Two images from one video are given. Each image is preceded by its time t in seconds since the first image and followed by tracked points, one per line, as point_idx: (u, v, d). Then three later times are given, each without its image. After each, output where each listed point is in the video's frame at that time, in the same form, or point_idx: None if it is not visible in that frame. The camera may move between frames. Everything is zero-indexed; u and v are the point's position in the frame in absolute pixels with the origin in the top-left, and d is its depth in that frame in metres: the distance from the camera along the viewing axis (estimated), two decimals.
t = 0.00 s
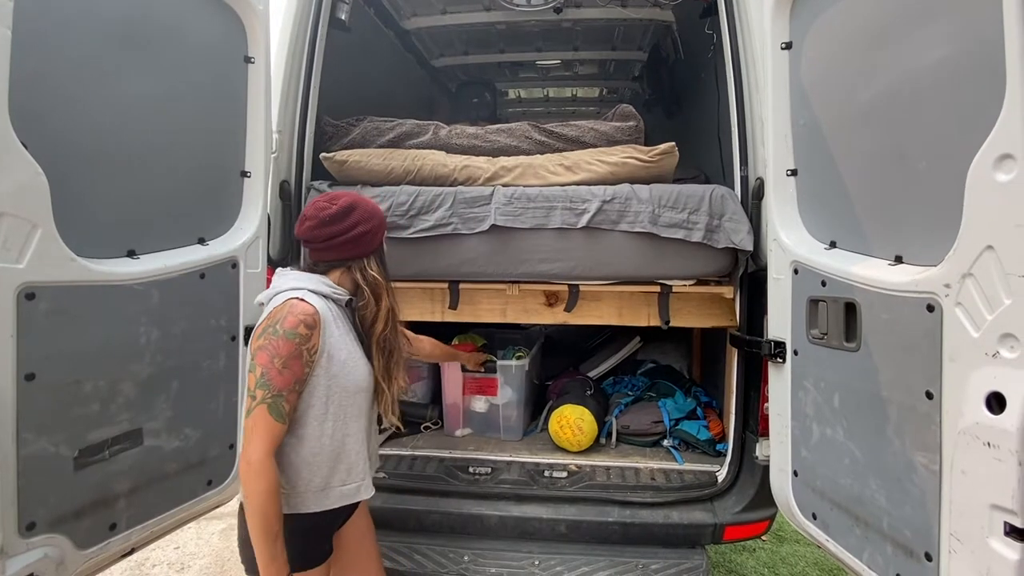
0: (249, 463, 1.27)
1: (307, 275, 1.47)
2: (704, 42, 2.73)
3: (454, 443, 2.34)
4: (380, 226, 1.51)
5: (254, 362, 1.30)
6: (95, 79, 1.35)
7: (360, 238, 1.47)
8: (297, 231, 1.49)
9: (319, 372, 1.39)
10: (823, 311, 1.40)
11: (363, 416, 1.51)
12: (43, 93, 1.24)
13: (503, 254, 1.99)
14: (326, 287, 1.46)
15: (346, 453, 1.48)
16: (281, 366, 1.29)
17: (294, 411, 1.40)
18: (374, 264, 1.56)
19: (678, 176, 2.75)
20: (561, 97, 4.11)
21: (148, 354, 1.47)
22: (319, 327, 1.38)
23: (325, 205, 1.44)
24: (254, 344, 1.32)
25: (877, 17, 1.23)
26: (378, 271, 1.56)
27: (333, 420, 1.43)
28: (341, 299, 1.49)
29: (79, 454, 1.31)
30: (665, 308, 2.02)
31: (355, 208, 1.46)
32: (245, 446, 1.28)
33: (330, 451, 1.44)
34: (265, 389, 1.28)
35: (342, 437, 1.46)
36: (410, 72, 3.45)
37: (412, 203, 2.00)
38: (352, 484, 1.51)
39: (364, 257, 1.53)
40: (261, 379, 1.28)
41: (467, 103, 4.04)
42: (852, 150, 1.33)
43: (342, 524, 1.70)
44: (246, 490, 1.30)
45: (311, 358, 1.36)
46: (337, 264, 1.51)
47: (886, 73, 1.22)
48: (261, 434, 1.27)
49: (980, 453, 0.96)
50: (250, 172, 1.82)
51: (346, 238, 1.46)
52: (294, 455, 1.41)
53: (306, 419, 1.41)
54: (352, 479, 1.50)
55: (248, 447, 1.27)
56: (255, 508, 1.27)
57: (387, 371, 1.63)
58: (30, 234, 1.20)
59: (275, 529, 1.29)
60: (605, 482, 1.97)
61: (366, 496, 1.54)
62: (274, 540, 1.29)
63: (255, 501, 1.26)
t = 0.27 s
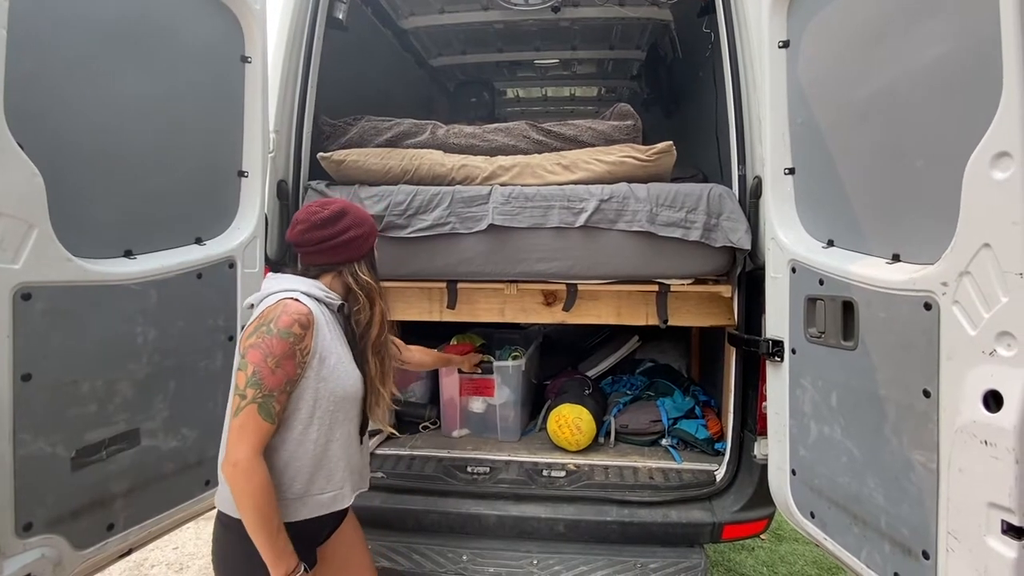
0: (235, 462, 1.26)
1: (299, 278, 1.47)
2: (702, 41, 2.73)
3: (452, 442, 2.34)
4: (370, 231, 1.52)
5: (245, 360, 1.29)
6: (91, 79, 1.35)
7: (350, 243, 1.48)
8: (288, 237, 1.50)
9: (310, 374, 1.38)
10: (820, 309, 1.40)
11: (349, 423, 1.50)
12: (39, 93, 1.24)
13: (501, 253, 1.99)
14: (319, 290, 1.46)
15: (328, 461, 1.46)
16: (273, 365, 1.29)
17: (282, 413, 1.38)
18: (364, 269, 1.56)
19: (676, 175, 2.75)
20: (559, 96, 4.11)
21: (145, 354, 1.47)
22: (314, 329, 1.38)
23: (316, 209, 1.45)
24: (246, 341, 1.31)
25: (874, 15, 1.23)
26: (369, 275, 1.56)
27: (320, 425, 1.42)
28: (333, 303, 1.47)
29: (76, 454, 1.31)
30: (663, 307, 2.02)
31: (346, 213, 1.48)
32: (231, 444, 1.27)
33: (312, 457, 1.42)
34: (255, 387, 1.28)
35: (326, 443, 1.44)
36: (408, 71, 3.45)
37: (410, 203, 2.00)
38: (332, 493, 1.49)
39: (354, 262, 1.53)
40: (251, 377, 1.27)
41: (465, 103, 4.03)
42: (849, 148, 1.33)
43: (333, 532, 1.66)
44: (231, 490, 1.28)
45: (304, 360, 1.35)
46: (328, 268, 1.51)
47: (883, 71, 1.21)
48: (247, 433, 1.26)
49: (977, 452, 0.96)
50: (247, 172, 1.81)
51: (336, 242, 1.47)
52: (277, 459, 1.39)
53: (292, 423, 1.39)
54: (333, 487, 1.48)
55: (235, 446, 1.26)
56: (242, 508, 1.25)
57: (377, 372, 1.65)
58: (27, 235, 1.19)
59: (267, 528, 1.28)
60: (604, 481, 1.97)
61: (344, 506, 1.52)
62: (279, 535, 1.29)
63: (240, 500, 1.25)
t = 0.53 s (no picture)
0: (235, 468, 1.24)
1: (290, 278, 1.45)
2: (700, 40, 2.73)
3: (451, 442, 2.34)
4: (360, 228, 1.51)
5: (243, 365, 1.27)
6: (88, 79, 1.34)
7: (339, 239, 1.47)
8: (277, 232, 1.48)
9: (310, 375, 1.38)
10: (819, 308, 1.40)
11: (351, 420, 1.51)
12: (37, 93, 1.24)
13: (499, 253, 1.99)
14: (311, 290, 1.44)
15: (334, 458, 1.48)
16: (273, 369, 1.27)
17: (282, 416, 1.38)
18: (353, 266, 1.55)
19: (675, 174, 2.75)
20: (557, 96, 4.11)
21: (143, 354, 1.47)
22: (311, 330, 1.36)
23: (305, 204, 1.44)
24: (243, 345, 1.29)
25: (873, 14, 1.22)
26: (358, 273, 1.56)
27: (323, 425, 1.42)
28: (326, 302, 1.47)
29: (74, 455, 1.31)
30: (662, 307, 2.02)
31: (336, 209, 1.46)
32: (232, 450, 1.26)
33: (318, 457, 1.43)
34: (255, 393, 1.26)
35: (331, 443, 1.45)
36: (407, 71, 3.45)
37: (408, 202, 2.00)
38: (338, 489, 1.51)
39: (343, 259, 1.52)
40: (251, 382, 1.25)
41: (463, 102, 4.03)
42: (848, 147, 1.33)
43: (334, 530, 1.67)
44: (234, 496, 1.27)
45: (303, 362, 1.34)
46: (316, 265, 1.50)
47: (882, 69, 1.21)
48: (250, 439, 1.25)
49: (976, 451, 0.95)
50: (245, 171, 1.81)
51: (326, 239, 1.45)
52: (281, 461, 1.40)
53: (294, 424, 1.39)
54: (339, 484, 1.51)
55: (236, 451, 1.24)
56: (247, 514, 1.25)
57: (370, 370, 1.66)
58: (24, 235, 1.19)
59: (273, 528, 1.28)
60: (603, 480, 1.96)
61: (351, 501, 1.55)
62: (272, 538, 1.27)
63: (244, 505, 1.24)
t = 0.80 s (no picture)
0: (232, 468, 1.25)
1: (278, 278, 1.46)
2: (699, 40, 2.73)
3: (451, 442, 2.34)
4: (349, 226, 1.53)
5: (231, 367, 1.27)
6: (87, 79, 1.34)
7: (329, 236, 1.49)
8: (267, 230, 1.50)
9: (299, 373, 1.38)
10: (819, 308, 1.40)
11: (345, 415, 1.51)
12: (36, 93, 1.24)
13: (499, 253, 1.98)
14: (297, 288, 1.45)
15: (330, 454, 1.48)
16: (259, 369, 1.27)
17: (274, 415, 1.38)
18: (343, 263, 1.56)
19: (674, 174, 2.75)
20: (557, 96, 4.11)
21: (142, 355, 1.47)
22: (295, 328, 1.36)
23: (295, 202, 1.46)
24: (228, 348, 1.29)
25: (872, 13, 1.23)
26: (348, 270, 1.58)
27: (318, 420, 1.42)
28: (314, 300, 1.49)
29: (73, 455, 1.31)
30: (661, 306, 2.02)
31: (325, 207, 1.48)
32: (227, 452, 1.27)
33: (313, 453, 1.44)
34: (244, 394, 1.26)
35: (325, 438, 1.45)
36: (406, 70, 3.44)
37: (408, 202, 2.00)
38: (337, 484, 1.51)
39: (332, 256, 1.54)
40: (238, 384, 1.26)
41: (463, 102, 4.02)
42: (847, 146, 1.33)
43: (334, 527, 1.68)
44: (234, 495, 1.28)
45: (289, 360, 1.34)
46: (306, 263, 1.52)
47: (880, 69, 1.21)
48: (242, 439, 1.25)
49: (975, 450, 0.95)
50: (244, 171, 1.81)
51: (315, 235, 1.47)
52: (276, 459, 1.41)
53: (287, 422, 1.40)
54: (336, 480, 1.50)
55: (230, 453, 1.25)
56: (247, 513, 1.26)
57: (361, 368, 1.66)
58: (23, 235, 1.19)
59: (276, 525, 1.29)
60: (603, 480, 1.96)
61: (351, 496, 1.55)
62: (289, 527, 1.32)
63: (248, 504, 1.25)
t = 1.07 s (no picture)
0: (223, 463, 1.27)
1: (274, 275, 1.48)
2: (698, 40, 2.73)
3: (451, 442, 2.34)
4: (348, 222, 1.54)
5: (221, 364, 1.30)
6: (87, 79, 1.34)
7: (327, 232, 1.50)
8: (265, 227, 1.52)
9: (288, 370, 1.40)
10: (818, 307, 1.40)
11: (337, 413, 1.52)
12: (36, 93, 1.24)
13: (498, 253, 1.99)
14: (291, 284, 1.48)
15: (321, 450, 1.50)
16: (248, 367, 1.29)
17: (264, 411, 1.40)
18: (340, 259, 1.57)
19: (674, 174, 2.75)
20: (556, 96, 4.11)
21: (142, 355, 1.47)
22: (284, 326, 1.38)
23: (293, 199, 1.48)
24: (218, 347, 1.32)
25: (871, 13, 1.23)
26: (346, 267, 1.57)
27: (308, 417, 1.44)
28: (308, 295, 1.52)
29: (73, 455, 1.31)
30: (660, 306, 2.02)
31: (323, 203, 1.50)
32: (217, 448, 1.29)
33: (303, 449, 1.46)
34: (233, 391, 1.28)
35: (315, 435, 1.47)
36: (406, 71, 3.44)
37: (408, 202, 2.00)
38: (328, 481, 1.52)
39: (331, 253, 1.55)
40: (227, 381, 1.28)
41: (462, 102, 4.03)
42: (846, 146, 1.33)
43: (338, 518, 1.69)
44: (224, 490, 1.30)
45: (278, 358, 1.36)
46: (304, 260, 1.53)
47: (879, 69, 1.22)
48: (231, 435, 1.28)
49: (974, 449, 0.96)
50: (244, 171, 1.81)
51: (314, 232, 1.48)
52: (266, 455, 1.42)
53: (277, 419, 1.41)
54: (328, 476, 1.52)
55: (220, 448, 1.28)
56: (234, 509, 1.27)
57: (358, 366, 1.64)
58: (23, 235, 1.19)
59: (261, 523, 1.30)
60: (602, 480, 1.96)
61: (343, 492, 1.56)
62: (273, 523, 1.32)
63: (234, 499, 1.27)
